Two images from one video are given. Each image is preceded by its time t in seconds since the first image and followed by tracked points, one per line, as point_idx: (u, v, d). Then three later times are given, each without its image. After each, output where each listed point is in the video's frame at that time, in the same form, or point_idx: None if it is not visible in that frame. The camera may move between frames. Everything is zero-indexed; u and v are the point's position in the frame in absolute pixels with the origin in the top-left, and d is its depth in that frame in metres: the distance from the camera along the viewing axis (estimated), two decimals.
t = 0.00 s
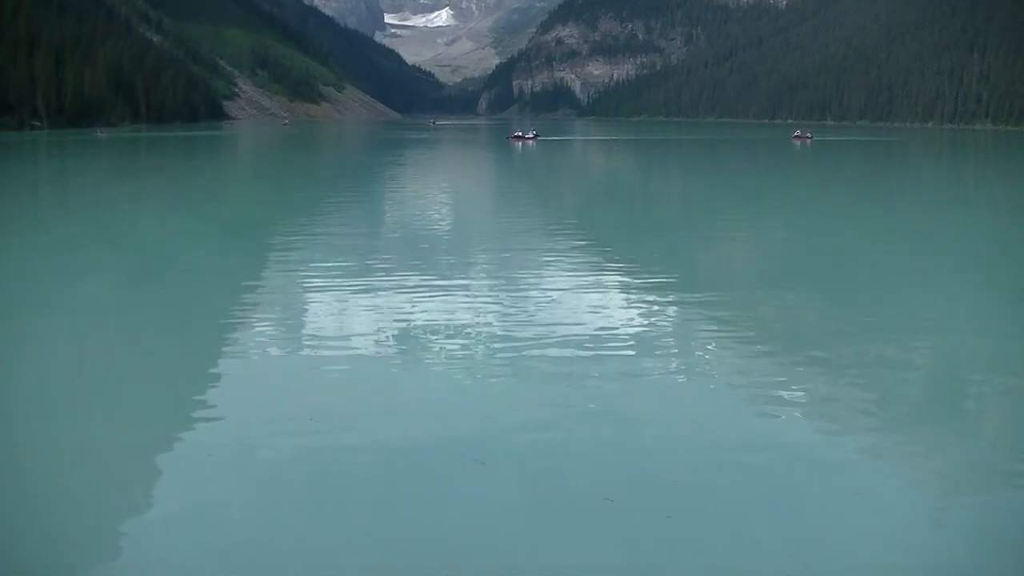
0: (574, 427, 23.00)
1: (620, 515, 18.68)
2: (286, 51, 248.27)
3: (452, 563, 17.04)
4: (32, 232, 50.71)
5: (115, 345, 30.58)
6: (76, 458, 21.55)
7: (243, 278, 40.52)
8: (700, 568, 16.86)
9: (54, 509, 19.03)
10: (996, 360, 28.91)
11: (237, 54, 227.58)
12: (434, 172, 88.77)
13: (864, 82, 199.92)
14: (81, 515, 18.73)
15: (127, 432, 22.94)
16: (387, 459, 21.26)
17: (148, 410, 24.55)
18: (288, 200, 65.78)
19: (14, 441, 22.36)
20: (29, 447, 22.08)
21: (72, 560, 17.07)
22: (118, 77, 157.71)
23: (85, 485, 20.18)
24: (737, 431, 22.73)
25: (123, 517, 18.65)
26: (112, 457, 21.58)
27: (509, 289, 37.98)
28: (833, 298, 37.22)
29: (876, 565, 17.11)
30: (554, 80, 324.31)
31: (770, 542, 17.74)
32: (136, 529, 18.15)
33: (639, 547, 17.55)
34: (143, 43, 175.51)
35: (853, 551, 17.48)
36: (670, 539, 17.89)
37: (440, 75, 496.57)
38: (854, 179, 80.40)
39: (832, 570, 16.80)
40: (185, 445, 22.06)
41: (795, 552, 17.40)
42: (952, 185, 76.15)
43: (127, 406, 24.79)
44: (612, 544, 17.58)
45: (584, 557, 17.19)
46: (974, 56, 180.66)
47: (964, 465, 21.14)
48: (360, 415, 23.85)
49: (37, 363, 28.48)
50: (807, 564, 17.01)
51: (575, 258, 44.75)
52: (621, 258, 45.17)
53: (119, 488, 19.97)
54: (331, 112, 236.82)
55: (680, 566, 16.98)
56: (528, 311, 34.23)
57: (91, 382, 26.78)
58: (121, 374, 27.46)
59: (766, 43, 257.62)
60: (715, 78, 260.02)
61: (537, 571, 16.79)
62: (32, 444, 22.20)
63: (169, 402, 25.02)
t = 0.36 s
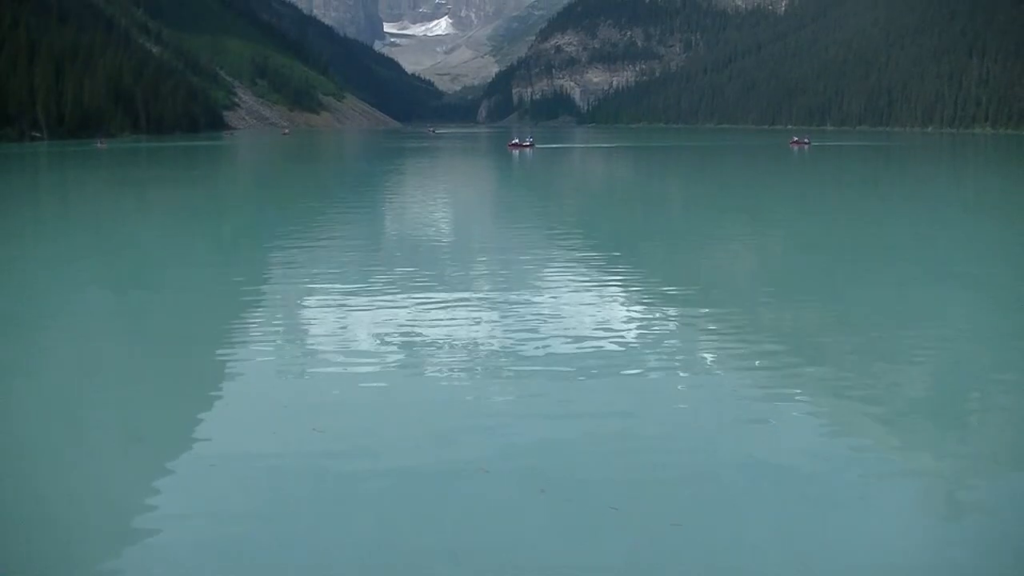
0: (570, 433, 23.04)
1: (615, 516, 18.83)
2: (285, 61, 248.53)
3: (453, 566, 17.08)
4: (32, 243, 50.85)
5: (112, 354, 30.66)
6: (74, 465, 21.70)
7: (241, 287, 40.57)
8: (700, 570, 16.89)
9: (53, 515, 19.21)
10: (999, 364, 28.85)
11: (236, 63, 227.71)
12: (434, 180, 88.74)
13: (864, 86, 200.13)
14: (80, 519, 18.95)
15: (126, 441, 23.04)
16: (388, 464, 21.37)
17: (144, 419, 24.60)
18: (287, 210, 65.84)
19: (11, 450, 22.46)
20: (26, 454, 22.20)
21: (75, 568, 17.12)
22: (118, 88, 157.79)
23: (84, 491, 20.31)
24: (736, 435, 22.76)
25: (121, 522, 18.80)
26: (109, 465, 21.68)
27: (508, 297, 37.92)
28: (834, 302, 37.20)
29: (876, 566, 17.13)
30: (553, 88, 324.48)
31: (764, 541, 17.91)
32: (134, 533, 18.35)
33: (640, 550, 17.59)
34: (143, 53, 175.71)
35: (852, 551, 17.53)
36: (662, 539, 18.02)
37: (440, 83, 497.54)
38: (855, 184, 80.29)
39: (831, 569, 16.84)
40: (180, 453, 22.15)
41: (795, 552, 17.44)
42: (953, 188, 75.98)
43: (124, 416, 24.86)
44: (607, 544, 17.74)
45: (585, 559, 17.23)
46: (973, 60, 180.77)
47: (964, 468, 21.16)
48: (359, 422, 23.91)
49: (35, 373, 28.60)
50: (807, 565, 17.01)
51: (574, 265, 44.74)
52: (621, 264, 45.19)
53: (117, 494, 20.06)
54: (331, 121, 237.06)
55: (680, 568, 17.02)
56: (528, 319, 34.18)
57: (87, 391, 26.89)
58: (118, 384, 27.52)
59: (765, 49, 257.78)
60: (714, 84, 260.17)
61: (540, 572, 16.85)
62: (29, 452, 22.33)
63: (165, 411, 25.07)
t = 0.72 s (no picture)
0: (560, 462, 23.06)
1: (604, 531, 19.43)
2: (282, 86, 249.21)
3: None
4: (28, 262, 51.24)
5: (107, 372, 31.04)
6: (73, 476, 22.13)
7: (235, 310, 40.89)
8: None
9: (51, 521, 19.70)
10: (991, 397, 29.16)
11: (233, 87, 228.22)
12: (428, 208, 88.79)
13: (859, 121, 201.31)
14: (80, 525, 19.53)
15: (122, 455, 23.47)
16: (383, 481, 21.85)
17: (139, 435, 25.01)
18: (283, 234, 66.11)
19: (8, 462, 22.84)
20: (24, 466, 22.62)
21: None
22: (116, 109, 158.01)
23: (83, 501, 20.79)
24: (725, 459, 23.22)
25: (120, 530, 19.31)
26: (98, 484, 21.71)
27: (501, 324, 38.29)
28: (824, 334, 37.65)
29: None
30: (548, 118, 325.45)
31: (747, 558, 18.47)
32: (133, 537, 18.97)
33: None
34: (141, 75, 176.24)
35: None
36: (650, 553, 18.60)
37: (436, 111, 498.47)
38: (850, 218, 80.46)
39: None
40: (175, 468, 22.59)
41: None
42: (948, 224, 76.20)
43: (120, 432, 25.22)
44: (596, 558, 18.27)
45: None
46: (966, 96, 181.58)
47: (949, 495, 21.62)
48: (353, 442, 24.34)
49: (31, 388, 28.96)
50: None
51: (567, 294, 45.17)
52: (611, 294, 45.65)
53: (115, 505, 20.54)
54: (326, 146, 237.52)
55: None
56: (520, 346, 34.49)
57: (83, 408, 27.26)
58: (114, 401, 27.88)
59: (760, 83, 258.84)
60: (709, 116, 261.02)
61: None
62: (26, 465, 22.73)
63: (161, 428, 25.45)
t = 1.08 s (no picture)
0: (556, 478, 23.05)
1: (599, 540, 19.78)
2: (278, 103, 249.27)
3: None
4: (26, 278, 51.39)
5: (104, 387, 31.21)
6: (72, 488, 22.39)
7: (233, 325, 41.00)
8: None
9: (52, 530, 20.07)
10: (988, 413, 29.27)
11: (228, 103, 227.96)
12: (424, 226, 88.56)
13: (854, 138, 201.62)
14: (84, 531, 19.98)
15: (122, 467, 23.74)
16: (380, 492, 22.14)
17: (137, 447, 25.26)
18: (280, 251, 66.12)
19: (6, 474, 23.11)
20: (20, 478, 22.86)
21: None
22: (113, 126, 157.89)
23: (84, 511, 21.14)
24: (721, 472, 23.46)
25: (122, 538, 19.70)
26: (91, 500, 21.74)
27: (498, 340, 38.44)
28: (820, 350, 37.83)
29: None
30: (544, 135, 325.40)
31: (739, 566, 18.81)
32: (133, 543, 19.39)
33: None
34: (138, 92, 176.22)
35: None
36: (643, 562, 18.98)
37: (432, 128, 498.38)
38: (848, 237, 80.07)
39: None
40: (173, 479, 22.86)
41: None
42: (945, 243, 75.88)
43: (119, 445, 25.44)
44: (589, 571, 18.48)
45: None
46: (962, 114, 181.71)
47: (942, 508, 21.86)
48: (350, 454, 24.59)
49: (28, 402, 29.15)
50: None
51: (563, 311, 45.31)
52: (607, 310, 45.86)
53: (114, 515, 20.87)
54: (322, 164, 237.59)
55: None
56: (517, 363, 34.61)
57: (79, 421, 27.45)
58: (113, 414, 28.10)
59: (756, 100, 258.97)
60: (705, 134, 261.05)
61: None
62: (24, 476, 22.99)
63: (157, 441, 25.66)
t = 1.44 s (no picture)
0: (558, 498, 23.13)
1: (599, 554, 20.05)
2: (278, 127, 249.61)
3: None
4: (28, 302, 51.60)
5: (108, 408, 31.40)
6: (72, 508, 22.61)
7: (236, 348, 41.18)
8: None
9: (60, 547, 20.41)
10: (989, 433, 29.39)
11: (228, 127, 228.12)
12: (424, 250, 88.18)
13: (853, 159, 202.42)
14: (89, 547, 20.36)
15: (125, 489, 23.81)
16: (381, 516, 22.13)
17: (139, 468, 25.42)
18: (280, 276, 66.23)
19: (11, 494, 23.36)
20: (25, 500, 22.96)
21: None
22: (113, 151, 157.91)
23: (88, 532, 21.22)
24: (719, 492, 23.52)
25: (126, 554, 20.04)
26: (96, 521, 21.82)
27: (498, 364, 38.39)
28: (822, 372, 37.77)
29: None
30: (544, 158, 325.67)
31: None
32: (139, 554, 19.95)
33: None
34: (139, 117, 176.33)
35: None
36: None
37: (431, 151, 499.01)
38: (846, 258, 80.15)
39: None
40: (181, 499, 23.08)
41: None
42: (944, 263, 75.90)
43: (122, 468, 25.50)
44: None
45: None
46: (962, 134, 182.07)
47: (940, 525, 22.02)
48: (352, 477, 24.56)
49: (33, 425, 29.45)
50: None
51: (565, 333, 45.41)
52: (608, 332, 45.94)
53: (120, 531, 21.21)
54: (322, 188, 237.81)
55: None
56: (518, 385, 34.69)
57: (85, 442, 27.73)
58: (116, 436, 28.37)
59: (755, 121, 259.27)
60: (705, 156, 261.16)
61: None
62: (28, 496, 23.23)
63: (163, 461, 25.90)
